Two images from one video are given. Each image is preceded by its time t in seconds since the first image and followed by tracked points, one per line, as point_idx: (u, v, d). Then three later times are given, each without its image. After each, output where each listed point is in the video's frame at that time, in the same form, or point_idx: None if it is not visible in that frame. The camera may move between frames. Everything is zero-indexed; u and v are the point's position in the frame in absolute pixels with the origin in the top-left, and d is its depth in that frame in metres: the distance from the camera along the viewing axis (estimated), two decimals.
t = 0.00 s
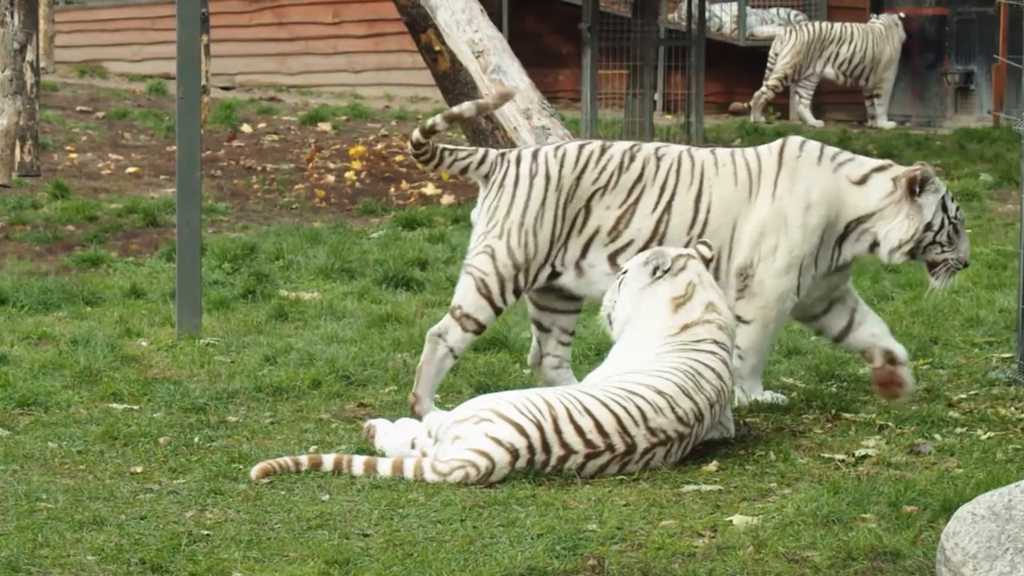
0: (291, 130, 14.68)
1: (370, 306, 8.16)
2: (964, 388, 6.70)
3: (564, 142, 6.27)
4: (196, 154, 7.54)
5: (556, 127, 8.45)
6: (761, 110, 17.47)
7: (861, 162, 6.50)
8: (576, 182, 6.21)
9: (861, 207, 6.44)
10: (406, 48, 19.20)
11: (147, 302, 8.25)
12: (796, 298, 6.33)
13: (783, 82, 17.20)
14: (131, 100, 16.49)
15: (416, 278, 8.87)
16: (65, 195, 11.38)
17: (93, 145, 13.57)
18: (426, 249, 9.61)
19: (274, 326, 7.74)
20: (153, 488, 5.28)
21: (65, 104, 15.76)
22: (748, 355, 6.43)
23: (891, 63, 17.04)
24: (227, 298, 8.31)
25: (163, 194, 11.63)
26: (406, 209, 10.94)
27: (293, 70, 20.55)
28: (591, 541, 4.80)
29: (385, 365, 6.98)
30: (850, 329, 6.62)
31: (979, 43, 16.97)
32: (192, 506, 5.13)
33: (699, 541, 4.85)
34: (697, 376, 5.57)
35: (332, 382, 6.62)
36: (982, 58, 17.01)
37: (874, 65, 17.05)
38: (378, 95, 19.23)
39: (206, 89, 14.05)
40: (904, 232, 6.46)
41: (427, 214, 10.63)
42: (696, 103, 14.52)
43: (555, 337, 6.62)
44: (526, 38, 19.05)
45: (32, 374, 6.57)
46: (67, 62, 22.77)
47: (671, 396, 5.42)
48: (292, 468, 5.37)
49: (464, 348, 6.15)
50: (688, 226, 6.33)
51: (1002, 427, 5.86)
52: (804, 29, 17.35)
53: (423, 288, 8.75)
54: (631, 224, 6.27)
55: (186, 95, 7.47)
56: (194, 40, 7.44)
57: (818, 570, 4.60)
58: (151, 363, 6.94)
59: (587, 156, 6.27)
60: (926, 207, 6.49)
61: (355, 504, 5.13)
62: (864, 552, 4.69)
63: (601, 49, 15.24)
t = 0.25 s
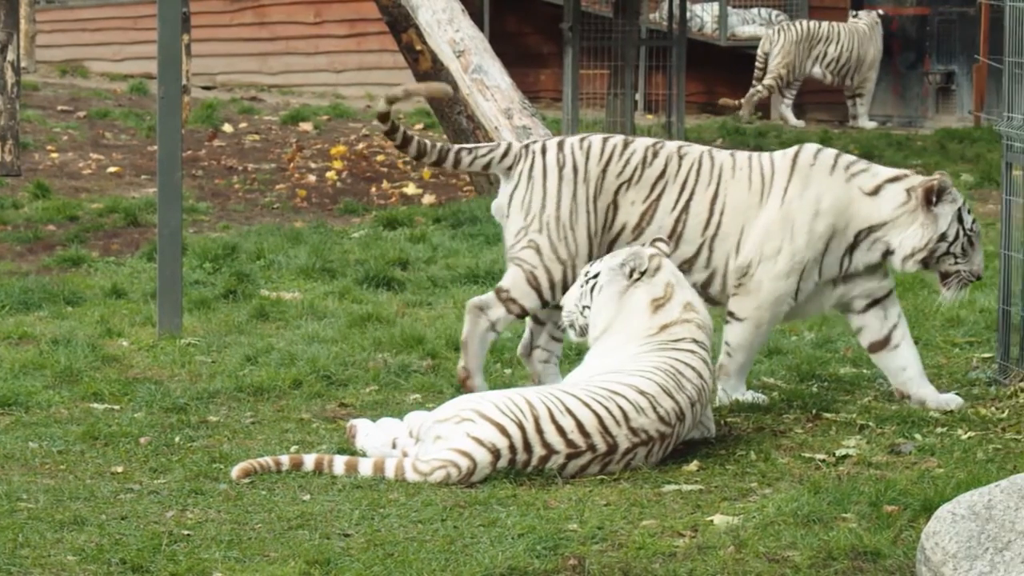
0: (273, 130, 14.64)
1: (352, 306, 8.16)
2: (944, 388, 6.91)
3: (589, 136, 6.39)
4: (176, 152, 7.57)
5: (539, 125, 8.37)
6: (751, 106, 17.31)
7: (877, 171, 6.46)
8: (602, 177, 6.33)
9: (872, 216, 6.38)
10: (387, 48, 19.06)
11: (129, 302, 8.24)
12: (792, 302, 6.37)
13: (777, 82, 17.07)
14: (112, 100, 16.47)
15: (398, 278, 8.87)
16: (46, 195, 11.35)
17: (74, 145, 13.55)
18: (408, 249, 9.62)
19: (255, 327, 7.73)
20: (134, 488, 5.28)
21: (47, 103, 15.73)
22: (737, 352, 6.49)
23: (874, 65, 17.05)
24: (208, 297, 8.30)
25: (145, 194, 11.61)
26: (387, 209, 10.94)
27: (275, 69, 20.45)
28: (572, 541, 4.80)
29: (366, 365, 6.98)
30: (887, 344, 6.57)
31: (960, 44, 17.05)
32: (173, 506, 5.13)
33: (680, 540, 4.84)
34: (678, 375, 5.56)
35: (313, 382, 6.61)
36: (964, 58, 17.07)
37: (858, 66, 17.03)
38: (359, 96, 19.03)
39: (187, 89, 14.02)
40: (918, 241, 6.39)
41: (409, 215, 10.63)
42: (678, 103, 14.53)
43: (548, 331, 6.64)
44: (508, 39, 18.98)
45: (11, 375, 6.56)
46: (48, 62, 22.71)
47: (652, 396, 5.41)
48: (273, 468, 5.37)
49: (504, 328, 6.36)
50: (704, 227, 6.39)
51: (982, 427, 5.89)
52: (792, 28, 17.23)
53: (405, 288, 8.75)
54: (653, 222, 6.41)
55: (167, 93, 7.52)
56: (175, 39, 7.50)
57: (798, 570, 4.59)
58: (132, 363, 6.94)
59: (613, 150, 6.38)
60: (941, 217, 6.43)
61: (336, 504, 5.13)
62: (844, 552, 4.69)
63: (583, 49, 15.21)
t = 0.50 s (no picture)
0: (256, 130, 14.61)
1: (334, 306, 8.15)
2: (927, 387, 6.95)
3: (616, 131, 6.40)
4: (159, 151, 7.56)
5: (520, 125, 9.32)
6: (754, 104, 17.55)
7: (900, 181, 6.40)
8: (630, 171, 6.35)
9: (888, 226, 6.33)
10: (370, 48, 18.92)
11: (111, 302, 8.23)
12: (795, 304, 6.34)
13: (776, 79, 17.28)
14: (95, 100, 16.44)
15: (381, 278, 8.87)
16: (29, 195, 11.33)
17: (57, 145, 13.52)
18: (391, 249, 9.62)
19: (237, 326, 7.72)
20: (116, 488, 5.27)
21: (29, 103, 15.70)
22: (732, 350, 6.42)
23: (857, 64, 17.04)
24: (191, 297, 8.29)
25: (128, 194, 11.59)
26: (370, 209, 10.94)
27: (258, 69, 20.11)
28: (555, 541, 4.79)
29: (350, 365, 6.98)
30: (880, 341, 6.52)
31: (942, 44, 17.05)
32: (155, 506, 5.12)
33: (662, 540, 4.84)
34: (660, 374, 5.57)
35: (296, 381, 6.59)
36: (946, 58, 17.08)
37: (841, 66, 17.05)
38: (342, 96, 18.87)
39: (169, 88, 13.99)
40: (933, 254, 6.36)
41: (392, 214, 10.62)
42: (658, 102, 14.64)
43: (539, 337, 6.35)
44: (490, 39, 18.94)
45: None
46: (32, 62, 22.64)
47: (634, 395, 5.42)
48: (256, 468, 5.36)
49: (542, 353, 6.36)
50: (723, 225, 6.37)
51: (964, 427, 5.91)
52: (778, 28, 17.26)
53: (388, 288, 8.75)
54: (679, 218, 6.41)
55: (150, 92, 7.50)
56: (158, 38, 7.48)
57: (782, 570, 4.59)
58: (114, 363, 6.93)
59: (638, 144, 6.39)
60: (958, 232, 6.38)
61: (319, 504, 5.12)
62: (827, 551, 4.69)
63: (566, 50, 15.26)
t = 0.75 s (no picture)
0: (236, 129, 14.58)
1: (314, 306, 8.15)
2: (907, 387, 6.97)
3: (627, 132, 6.42)
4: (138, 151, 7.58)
5: (501, 125, 8.18)
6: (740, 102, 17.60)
7: (919, 180, 6.32)
8: (647, 170, 6.35)
9: (908, 226, 6.27)
10: (350, 48, 18.81)
11: (91, 302, 8.23)
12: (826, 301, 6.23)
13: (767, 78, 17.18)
14: (75, 99, 16.40)
15: (360, 278, 8.86)
16: (9, 194, 11.30)
17: (36, 145, 13.50)
18: (371, 249, 9.62)
19: (216, 326, 7.71)
20: (96, 488, 5.27)
21: (9, 103, 15.66)
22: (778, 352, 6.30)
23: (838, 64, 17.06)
24: (170, 297, 8.29)
25: (107, 194, 11.57)
26: (350, 208, 10.94)
27: (237, 69, 19.80)
28: (535, 540, 4.79)
29: (330, 364, 6.98)
30: (873, 335, 6.49)
31: (922, 44, 16.99)
32: (135, 506, 5.12)
33: (642, 540, 4.84)
34: (638, 372, 5.57)
35: (276, 382, 6.58)
36: (926, 57, 17.03)
37: (822, 66, 17.05)
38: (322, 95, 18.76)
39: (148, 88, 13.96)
40: (948, 255, 6.32)
41: (371, 214, 10.62)
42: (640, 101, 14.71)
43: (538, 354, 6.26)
44: (470, 38, 18.91)
45: None
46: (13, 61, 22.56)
47: (612, 394, 5.41)
48: (236, 468, 5.36)
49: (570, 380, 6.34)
50: (744, 223, 6.30)
51: (944, 427, 5.93)
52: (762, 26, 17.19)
53: (367, 288, 8.75)
54: (701, 216, 6.35)
55: (129, 92, 7.54)
56: (138, 37, 7.53)
57: (760, 570, 4.59)
58: (94, 362, 6.93)
59: (652, 143, 6.39)
60: (973, 233, 6.31)
61: (298, 504, 5.11)
62: (807, 551, 4.69)
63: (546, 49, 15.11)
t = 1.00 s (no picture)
0: (218, 129, 14.57)
1: (296, 306, 8.16)
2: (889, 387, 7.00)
3: (637, 135, 6.44)
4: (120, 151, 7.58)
5: (483, 126, 7.87)
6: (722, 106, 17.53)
7: (933, 177, 6.33)
8: (658, 174, 6.37)
9: (929, 222, 6.31)
10: (332, 48, 18.85)
11: (73, 302, 8.22)
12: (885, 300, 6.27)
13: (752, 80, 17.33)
14: (56, 100, 16.36)
15: (342, 277, 8.87)
16: None
17: (18, 145, 13.48)
18: (353, 249, 9.63)
19: (198, 326, 7.70)
20: (78, 488, 5.27)
21: None
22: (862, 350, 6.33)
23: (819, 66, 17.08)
24: (152, 297, 8.28)
25: (89, 194, 11.56)
26: (333, 208, 10.94)
27: (220, 69, 19.72)
28: (517, 540, 4.79)
29: (312, 364, 6.98)
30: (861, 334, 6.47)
31: (904, 44, 17.00)
32: (117, 506, 5.11)
33: (624, 540, 4.84)
34: (619, 371, 5.57)
35: (258, 381, 6.58)
36: (908, 58, 17.06)
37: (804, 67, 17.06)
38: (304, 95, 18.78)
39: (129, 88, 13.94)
40: (962, 254, 6.34)
41: (353, 214, 10.62)
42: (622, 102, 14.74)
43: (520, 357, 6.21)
44: (451, 39, 18.91)
45: None
46: None
47: (594, 393, 5.42)
48: (218, 468, 5.36)
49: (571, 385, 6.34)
50: (756, 223, 6.34)
51: (926, 426, 5.94)
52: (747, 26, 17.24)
53: (349, 288, 8.75)
54: (712, 217, 6.38)
55: (111, 93, 7.53)
56: (120, 37, 7.49)
57: (742, 569, 4.59)
58: (75, 362, 6.93)
59: (662, 146, 6.42)
60: (987, 233, 6.32)
61: (280, 504, 5.11)
62: (789, 551, 4.68)
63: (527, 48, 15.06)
